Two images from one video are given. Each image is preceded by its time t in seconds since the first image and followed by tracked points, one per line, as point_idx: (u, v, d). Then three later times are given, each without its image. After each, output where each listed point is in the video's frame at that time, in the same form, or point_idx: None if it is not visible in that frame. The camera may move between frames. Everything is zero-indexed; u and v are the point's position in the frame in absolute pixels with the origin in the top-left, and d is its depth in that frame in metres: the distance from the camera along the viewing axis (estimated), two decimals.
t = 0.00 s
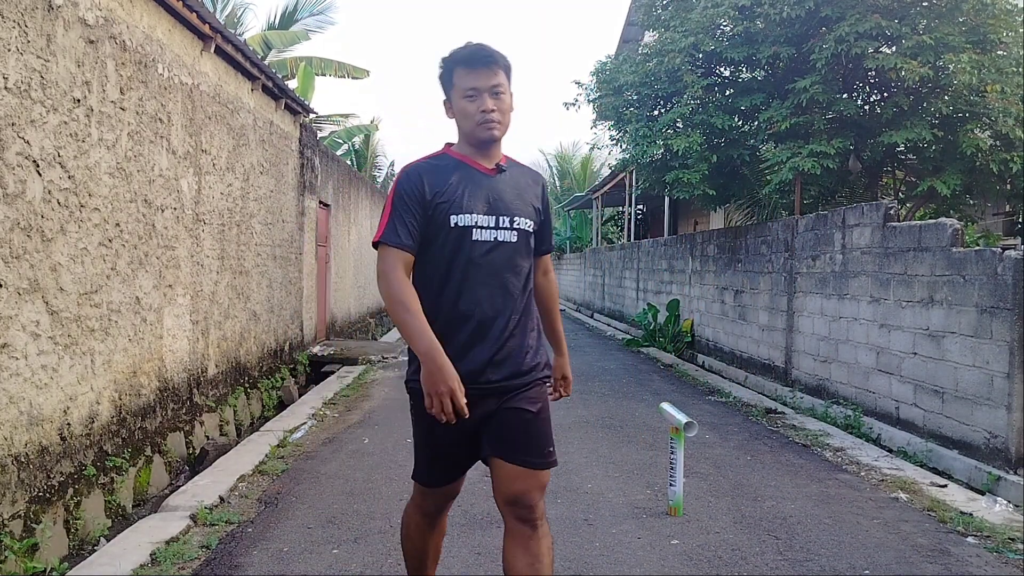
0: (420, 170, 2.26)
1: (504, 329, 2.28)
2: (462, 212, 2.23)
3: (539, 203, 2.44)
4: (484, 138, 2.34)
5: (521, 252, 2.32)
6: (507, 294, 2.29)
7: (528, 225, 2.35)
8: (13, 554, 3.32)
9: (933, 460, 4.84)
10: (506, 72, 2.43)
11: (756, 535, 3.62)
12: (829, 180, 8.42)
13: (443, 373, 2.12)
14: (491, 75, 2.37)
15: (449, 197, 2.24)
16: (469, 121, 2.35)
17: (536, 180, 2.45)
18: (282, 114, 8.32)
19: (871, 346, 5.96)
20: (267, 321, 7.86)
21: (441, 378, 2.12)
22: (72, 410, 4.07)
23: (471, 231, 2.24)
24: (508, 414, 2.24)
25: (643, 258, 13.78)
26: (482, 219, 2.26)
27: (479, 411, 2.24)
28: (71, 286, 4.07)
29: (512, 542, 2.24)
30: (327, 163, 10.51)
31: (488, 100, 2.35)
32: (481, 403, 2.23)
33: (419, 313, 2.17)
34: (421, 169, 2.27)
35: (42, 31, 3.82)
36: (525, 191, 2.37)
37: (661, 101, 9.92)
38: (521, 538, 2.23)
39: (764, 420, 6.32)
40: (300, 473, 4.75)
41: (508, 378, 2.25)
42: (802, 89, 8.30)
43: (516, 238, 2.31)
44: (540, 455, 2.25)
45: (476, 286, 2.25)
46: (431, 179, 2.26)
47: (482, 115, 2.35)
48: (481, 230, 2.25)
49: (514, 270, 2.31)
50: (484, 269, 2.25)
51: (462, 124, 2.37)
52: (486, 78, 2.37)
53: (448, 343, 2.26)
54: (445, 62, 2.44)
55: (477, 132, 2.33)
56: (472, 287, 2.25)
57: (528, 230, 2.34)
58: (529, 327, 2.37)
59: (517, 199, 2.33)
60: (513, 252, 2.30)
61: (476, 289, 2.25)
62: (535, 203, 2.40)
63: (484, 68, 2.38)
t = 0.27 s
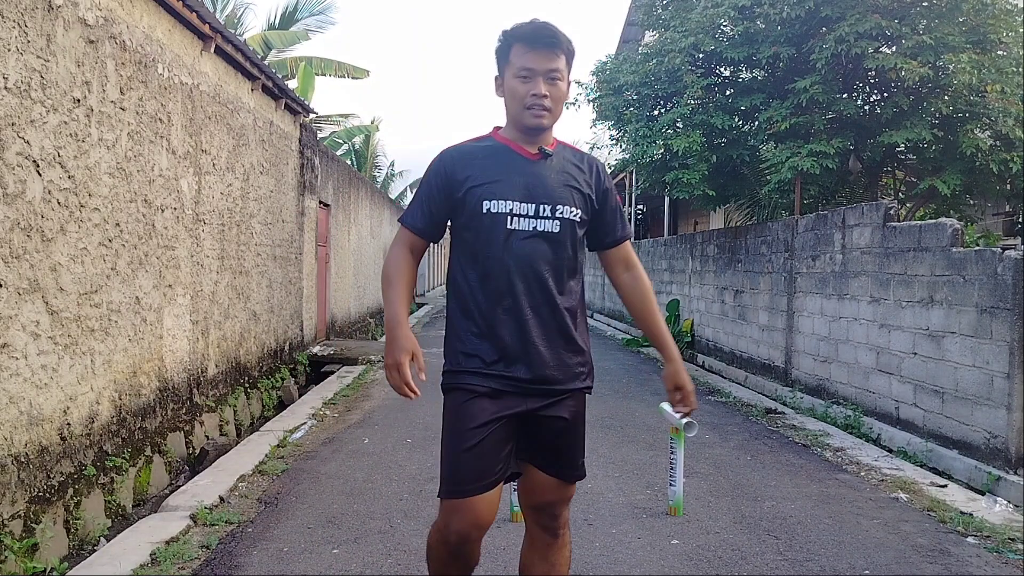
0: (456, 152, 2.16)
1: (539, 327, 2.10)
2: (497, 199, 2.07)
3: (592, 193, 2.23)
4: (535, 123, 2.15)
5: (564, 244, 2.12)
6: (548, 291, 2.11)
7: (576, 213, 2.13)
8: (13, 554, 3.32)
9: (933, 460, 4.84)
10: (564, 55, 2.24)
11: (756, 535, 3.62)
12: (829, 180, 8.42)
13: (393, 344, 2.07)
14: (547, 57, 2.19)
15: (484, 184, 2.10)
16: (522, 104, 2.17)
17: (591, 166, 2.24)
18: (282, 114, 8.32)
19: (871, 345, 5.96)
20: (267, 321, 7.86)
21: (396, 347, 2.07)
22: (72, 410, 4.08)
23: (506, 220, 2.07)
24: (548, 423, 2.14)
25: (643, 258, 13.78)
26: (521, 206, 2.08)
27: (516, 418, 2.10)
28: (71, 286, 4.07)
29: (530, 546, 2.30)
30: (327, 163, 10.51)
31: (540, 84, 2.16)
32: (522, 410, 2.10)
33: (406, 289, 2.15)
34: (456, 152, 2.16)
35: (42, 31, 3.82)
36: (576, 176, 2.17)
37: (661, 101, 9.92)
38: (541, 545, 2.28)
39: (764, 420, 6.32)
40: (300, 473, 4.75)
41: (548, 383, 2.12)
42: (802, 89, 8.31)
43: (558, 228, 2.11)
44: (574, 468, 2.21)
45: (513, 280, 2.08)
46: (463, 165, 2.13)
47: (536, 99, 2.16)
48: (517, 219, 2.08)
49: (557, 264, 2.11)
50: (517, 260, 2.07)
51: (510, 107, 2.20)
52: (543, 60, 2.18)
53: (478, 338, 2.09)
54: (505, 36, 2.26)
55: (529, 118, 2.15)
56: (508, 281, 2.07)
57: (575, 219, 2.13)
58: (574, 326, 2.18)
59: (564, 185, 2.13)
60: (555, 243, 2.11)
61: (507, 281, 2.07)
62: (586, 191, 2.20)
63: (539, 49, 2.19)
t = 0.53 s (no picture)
0: (469, 146, 2.10)
1: (553, 328, 2.04)
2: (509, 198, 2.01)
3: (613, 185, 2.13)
4: (544, 115, 2.08)
5: (579, 242, 2.04)
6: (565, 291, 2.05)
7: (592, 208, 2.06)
8: (13, 554, 3.32)
9: (933, 460, 4.84)
10: (574, 40, 2.15)
11: (756, 535, 3.62)
12: (829, 180, 8.42)
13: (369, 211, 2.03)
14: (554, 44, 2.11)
15: (496, 182, 2.03)
16: (529, 97, 2.11)
17: (611, 156, 2.14)
18: (282, 114, 8.32)
19: (871, 345, 5.96)
20: (267, 321, 7.86)
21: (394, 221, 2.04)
22: (72, 410, 4.07)
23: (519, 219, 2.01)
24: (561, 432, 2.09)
25: (643, 258, 13.78)
26: (534, 203, 2.01)
27: (532, 425, 2.04)
28: (71, 286, 4.07)
29: (536, 553, 2.29)
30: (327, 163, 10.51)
31: (545, 75, 2.09)
32: (535, 419, 2.04)
33: (399, 226, 2.01)
34: (470, 145, 2.11)
35: (42, 31, 3.82)
36: (592, 170, 2.09)
37: (661, 101, 9.92)
38: (548, 553, 2.27)
39: (764, 420, 6.32)
40: (300, 473, 4.75)
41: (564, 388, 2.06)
42: (802, 89, 8.30)
43: (573, 226, 2.04)
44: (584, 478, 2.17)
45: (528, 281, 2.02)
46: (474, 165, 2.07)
47: (542, 91, 2.09)
48: (531, 216, 2.01)
49: (573, 263, 2.05)
50: (531, 258, 2.01)
51: (520, 102, 2.13)
52: (547, 50, 2.11)
53: (491, 339, 2.03)
54: (511, 30, 2.19)
55: (538, 111, 2.08)
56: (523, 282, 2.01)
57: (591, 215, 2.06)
58: (589, 325, 2.12)
59: (580, 180, 2.06)
60: (571, 241, 2.03)
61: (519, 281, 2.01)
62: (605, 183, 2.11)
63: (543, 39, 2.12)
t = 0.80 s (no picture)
0: (460, 154, 2.01)
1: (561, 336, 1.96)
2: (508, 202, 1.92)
3: (611, 178, 2.05)
4: (533, 113, 2.01)
5: (585, 243, 1.96)
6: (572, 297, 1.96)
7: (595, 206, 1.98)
8: (13, 553, 3.32)
9: (933, 460, 4.84)
10: (558, 32, 2.08)
11: (756, 536, 3.62)
12: (829, 180, 8.42)
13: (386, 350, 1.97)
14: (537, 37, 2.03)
15: (492, 187, 1.94)
16: (516, 94, 2.03)
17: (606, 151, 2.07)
18: (282, 114, 8.32)
19: (872, 345, 5.96)
20: (267, 320, 7.86)
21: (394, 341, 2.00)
22: (72, 410, 4.07)
23: (520, 222, 1.92)
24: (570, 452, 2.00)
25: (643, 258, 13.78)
26: (536, 204, 1.92)
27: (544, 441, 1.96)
28: (71, 286, 4.07)
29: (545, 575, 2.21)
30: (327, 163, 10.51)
31: (532, 69, 2.02)
32: (546, 431, 1.95)
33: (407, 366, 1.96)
34: (460, 152, 2.02)
35: (42, 31, 3.82)
36: (590, 167, 2.01)
37: (661, 101, 9.92)
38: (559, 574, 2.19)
39: (764, 420, 6.32)
40: (300, 473, 4.74)
41: (575, 400, 1.98)
42: (802, 89, 8.30)
43: (580, 226, 1.95)
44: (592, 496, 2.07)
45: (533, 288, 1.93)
46: (468, 171, 1.98)
47: (530, 87, 2.02)
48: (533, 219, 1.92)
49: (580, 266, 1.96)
50: (535, 263, 1.93)
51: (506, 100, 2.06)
52: (532, 43, 2.03)
53: (498, 353, 1.95)
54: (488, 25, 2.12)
55: (526, 108, 2.01)
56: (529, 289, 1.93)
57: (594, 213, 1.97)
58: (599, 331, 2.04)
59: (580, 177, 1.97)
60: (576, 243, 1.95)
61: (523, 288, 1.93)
62: (603, 178, 2.03)
63: (527, 32, 2.04)
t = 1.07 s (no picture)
0: (441, 152, 1.89)
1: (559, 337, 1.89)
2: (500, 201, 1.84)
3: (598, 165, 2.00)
4: (509, 95, 1.94)
5: (580, 238, 1.90)
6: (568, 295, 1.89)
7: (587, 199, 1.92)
8: (13, 553, 3.33)
9: (933, 460, 4.84)
10: (524, 10, 2.02)
11: (756, 536, 3.62)
12: (829, 180, 8.42)
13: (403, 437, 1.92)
14: (502, 17, 1.98)
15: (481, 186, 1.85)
16: (488, 78, 1.96)
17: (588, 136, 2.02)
18: (282, 114, 8.32)
19: (872, 345, 5.96)
20: (267, 321, 7.86)
21: (400, 447, 1.93)
22: (72, 410, 4.07)
23: (515, 221, 1.84)
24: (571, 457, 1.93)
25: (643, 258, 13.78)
26: (529, 202, 1.84)
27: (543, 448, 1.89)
28: (71, 286, 4.07)
29: None
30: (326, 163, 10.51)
31: (502, 49, 1.96)
32: (545, 437, 1.88)
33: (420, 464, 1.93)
34: (439, 150, 1.90)
35: (42, 31, 3.82)
36: (578, 156, 1.95)
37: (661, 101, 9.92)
38: None
39: (764, 420, 6.32)
40: (300, 473, 4.74)
41: (572, 399, 1.91)
42: (802, 89, 8.30)
43: (576, 220, 1.89)
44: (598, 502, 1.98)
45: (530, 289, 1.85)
46: (453, 168, 1.88)
47: (504, 68, 1.95)
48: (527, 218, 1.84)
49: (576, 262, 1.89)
50: (532, 263, 1.85)
51: (479, 86, 1.99)
52: (498, 22, 1.98)
53: (495, 358, 1.87)
54: (448, 10, 2.05)
55: (501, 91, 1.95)
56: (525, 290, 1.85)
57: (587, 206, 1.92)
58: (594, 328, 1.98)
59: (570, 168, 1.91)
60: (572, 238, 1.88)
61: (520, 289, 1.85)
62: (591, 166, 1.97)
63: (491, 12, 1.99)
